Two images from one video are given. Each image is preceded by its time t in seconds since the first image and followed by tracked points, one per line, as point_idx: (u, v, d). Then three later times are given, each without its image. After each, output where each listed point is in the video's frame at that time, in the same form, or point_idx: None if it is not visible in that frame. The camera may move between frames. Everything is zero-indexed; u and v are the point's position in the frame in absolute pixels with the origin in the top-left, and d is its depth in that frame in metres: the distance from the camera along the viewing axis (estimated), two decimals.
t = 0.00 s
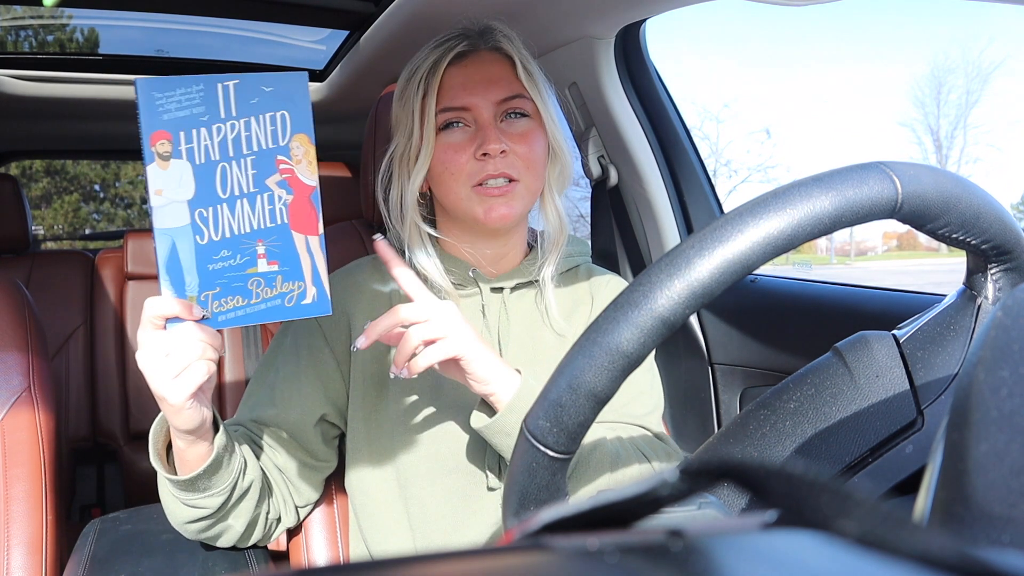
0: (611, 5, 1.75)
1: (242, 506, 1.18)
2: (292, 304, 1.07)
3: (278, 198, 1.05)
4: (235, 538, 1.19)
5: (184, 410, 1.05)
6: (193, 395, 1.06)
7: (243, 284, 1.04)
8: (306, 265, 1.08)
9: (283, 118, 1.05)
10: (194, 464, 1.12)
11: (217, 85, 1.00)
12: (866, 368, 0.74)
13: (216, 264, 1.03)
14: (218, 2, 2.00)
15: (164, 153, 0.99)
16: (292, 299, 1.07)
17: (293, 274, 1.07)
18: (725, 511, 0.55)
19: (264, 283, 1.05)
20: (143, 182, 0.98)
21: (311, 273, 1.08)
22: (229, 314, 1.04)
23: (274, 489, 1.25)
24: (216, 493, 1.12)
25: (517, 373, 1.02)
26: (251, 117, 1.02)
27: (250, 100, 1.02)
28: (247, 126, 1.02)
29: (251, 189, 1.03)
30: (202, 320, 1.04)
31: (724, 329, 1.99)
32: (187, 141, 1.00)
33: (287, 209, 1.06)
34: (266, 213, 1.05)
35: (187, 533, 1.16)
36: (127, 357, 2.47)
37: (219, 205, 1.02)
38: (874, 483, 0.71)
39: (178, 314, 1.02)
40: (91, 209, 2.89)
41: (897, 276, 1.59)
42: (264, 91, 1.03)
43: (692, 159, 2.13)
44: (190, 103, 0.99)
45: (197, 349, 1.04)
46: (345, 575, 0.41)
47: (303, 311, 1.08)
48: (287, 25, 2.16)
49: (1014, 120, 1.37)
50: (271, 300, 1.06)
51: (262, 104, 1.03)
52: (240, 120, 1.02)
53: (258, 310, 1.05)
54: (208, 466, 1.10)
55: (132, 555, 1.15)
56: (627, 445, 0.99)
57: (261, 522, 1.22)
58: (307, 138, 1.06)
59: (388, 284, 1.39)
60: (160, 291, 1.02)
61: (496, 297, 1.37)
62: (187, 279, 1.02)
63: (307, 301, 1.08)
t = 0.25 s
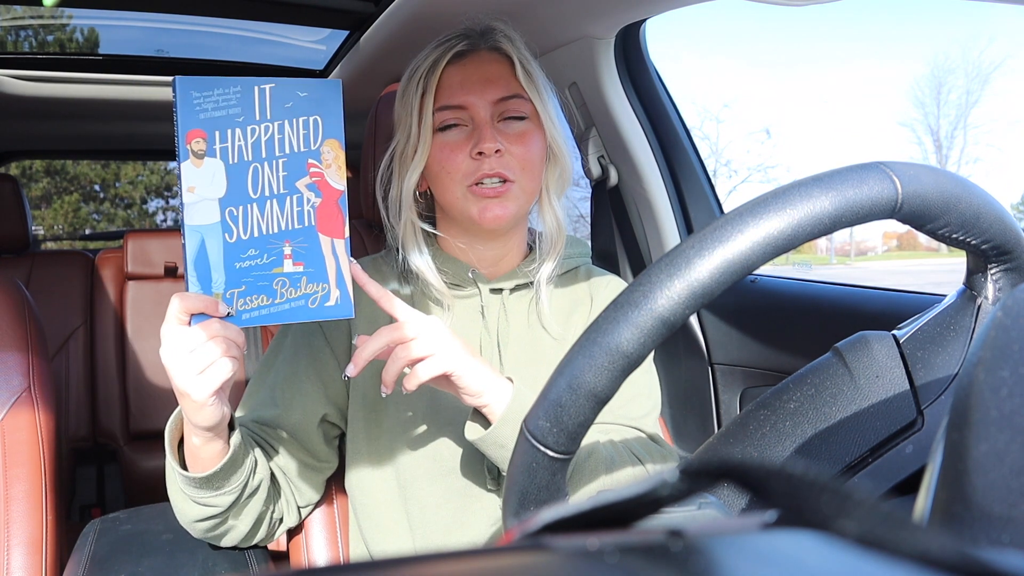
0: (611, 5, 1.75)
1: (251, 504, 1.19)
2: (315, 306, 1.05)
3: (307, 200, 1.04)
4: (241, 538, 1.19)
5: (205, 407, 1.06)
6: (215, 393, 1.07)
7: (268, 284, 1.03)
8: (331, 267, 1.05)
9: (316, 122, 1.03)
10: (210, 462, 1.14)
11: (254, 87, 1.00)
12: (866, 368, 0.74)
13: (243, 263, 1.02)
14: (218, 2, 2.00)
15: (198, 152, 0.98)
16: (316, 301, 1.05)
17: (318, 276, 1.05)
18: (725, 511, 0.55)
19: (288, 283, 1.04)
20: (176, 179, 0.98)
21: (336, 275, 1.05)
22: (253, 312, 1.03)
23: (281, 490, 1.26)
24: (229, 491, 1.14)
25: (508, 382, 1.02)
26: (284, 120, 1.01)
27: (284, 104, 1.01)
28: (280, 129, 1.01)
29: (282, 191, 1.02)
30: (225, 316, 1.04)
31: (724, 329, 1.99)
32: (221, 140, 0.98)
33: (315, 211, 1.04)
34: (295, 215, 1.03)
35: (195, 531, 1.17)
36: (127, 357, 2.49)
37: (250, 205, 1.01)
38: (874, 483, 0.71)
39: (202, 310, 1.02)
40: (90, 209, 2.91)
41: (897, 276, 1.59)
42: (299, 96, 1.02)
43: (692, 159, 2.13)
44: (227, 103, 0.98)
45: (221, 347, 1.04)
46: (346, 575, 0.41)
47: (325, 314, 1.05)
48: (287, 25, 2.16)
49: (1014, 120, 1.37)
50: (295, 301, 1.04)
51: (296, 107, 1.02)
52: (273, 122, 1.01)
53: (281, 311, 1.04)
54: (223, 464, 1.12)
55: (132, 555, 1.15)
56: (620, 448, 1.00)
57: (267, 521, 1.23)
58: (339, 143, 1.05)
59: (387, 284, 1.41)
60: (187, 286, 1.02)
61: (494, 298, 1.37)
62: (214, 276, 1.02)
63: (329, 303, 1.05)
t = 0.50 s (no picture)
0: (611, 5, 1.75)
1: (250, 504, 1.19)
2: (309, 306, 1.07)
3: (300, 201, 1.04)
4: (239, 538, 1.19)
5: (199, 408, 1.05)
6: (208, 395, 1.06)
7: (261, 284, 1.04)
8: (325, 268, 1.07)
9: (309, 122, 1.04)
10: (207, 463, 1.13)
11: (246, 87, 1.00)
12: (866, 368, 0.74)
13: (237, 263, 1.02)
14: (218, 2, 2.00)
15: (191, 152, 0.98)
16: (309, 301, 1.07)
17: (312, 276, 1.06)
18: (725, 511, 0.55)
19: (282, 284, 1.05)
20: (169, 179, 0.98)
21: (330, 276, 1.07)
22: (246, 313, 1.03)
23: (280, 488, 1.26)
24: (226, 491, 1.14)
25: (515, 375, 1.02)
26: (278, 119, 1.02)
27: (278, 103, 1.02)
28: (274, 129, 1.02)
29: (275, 191, 1.03)
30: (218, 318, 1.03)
31: (724, 329, 1.99)
32: (214, 140, 0.99)
33: (309, 212, 1.04)
34: (288, 215, 1.04)
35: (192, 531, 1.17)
36: (127, 357, 2.49)
37: (243, 205, 1.02)
38: (874, 483, 0.71)
39: (195, 311, 1.01)
40: (91, 209, 2.90)
41: (897, 275, 1.59)
42: (293, 95, 1.02)
43: (692, 159, 2.14)
44: (220, 103, 0.99)
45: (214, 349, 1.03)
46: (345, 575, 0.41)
47: (319, 314, 1.07)
48: (286, 25, 2.16)
49: (1014, 120, 1.37)
50: (288, 301, 1.05)
51: (290, 107, 1.03)
52: (267, 122, 1.01)
53: (275, 311, 1.05)
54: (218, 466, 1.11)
55: (132, 555, 1.15)
56: (623, 446, 1.00)
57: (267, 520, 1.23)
58: (333, 143, 1.06)
59: (387, 284, 1.40)
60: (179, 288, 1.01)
61: (494, 297, 1.37)
62: (206, 277, 1.01)
63: (323, 304, 1.07)
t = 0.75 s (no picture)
0: (611, 5, 1.75)
1: (240, 508, 1.17)
2: (295, 312, 1.05)
3: (287, 204, 1.05)
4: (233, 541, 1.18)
5: (180, 416, 1.04)
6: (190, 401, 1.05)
7: (246, 288, 1.03)
8: (311, 273, 1.06)
9: (296, 127, 1.05)
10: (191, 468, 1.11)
11: (234, 93, 1.02)
12: (866, 369, 0.74)
13: (221, 266, 1.03)
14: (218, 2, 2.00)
15: (179, 156, 1.01)
16: (295, 308, 1.06)
17: (298, 281, 1.06)
18: (725, 511, 0.55)
19: (266, 288, 1.04)
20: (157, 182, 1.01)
21: (316, 281, 1.07)
22: (229, 318, 1.02)
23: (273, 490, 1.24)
24: (214, 496, 1.12)
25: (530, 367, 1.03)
26: (264, 125, 1.04)
27: (264, 109, 1.04)
28: (260, 134, 1.04)
29: (261, 195, 1.04)
30: (201, 321, 1.03)
31: (725, 328, 1.99)
32: (201, 145, 1.02)
33: (295, 215, 1.05)
34: (274, 219, 1.04)
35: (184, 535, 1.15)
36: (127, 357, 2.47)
37: (229, 208, 1.03)
38: (874, 483, 0.71)
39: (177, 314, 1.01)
40: (90, 209, 2.90)
41: (898, 275, 1.59)
42: (280, 101, 1.04)
43: (692, 159, 2.14)
44: (208, 109, 1.01)
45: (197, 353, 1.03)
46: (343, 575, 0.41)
47: (304, 320, 1.06)
48: (287, 25, 2.16)
49: (1014, 120, 1.37)
50: (273, 306, 1.04)
51: (276, 111, 1.04)
52: (253, 127, 1.03)
53: (261, 316, 1.03)
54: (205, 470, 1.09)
55: (131, 555, 1.15)
56: (628, 445, 1.00)
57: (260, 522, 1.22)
58: (320, 148, 1.06)
59: (386, 284, 1.40)
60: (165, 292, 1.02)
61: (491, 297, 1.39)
62: (190, 280, 1.02)
63: (309, 310, 1.06)
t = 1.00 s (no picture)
0: (611, 5, 1.75)
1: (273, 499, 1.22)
2: (347, 294, 1.09)
3: (330, 190, 1.08)
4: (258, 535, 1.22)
5: (255, 405, 1.11)
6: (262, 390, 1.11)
7: (299, 276, 1.07)
8: (359, 255, 1.09)
9: (332, 113, 1.08)
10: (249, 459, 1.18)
11: (267, 84, 1.03)
12: (866, 368, 0.74)
13: (275, 257, 1.05)
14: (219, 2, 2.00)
15: (220, 152, 1.02)
16: (347, 290, 1.09)
17: (347, 263, 1.09)
18: (725, 511, 0.55)
19: (320, 275, 1.07)
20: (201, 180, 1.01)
21: (363, 261, 1.10)
22: (288, 306, 1.06)
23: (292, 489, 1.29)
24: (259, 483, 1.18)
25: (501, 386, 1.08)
26: (302, 113, 1.06)
27: (299, 98, 1.05)
28: (298, 123, 1.06)
29: (304, 184, 1.06)
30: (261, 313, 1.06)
31: (725, 328, 1.99)
32: (240, 139, 1.03)
33: (339, 201, 1.09)
34: (320, 206, 1.08)
35: (214, 529, 1.18)
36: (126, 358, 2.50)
37: (275, 200, 1.05)
38: (874, 483, 0.72)
39: (240, 309, 1.04)
40: (91, 209, 2.86)
41: (898, 275, 1.59)
42: (314, 88, 1.06)
43: (692, 159, 2.13)
44: (243, 101, 1.02)
45: (265, 345, 1.07)
46: (344, 574, 0.41)
47: (354, 300, 1.09)
48: (286, 25, 2.16)
49: (1014, 120, 1.37)
50: (327, 290, 1.08)
51: (311, 100, 1.06)
52: (291, 116, 1.05)
53: (316, 302, 1.07)
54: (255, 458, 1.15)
55: (131, 555, 1.15)
56: (616, 447, 1.00)
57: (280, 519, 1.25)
58: (356, 132, 1.10)
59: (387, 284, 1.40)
60: (221, 290, 1.05)
61: (491, 296, 1.37)
62: (247, 274, 1.05)
63: (360, 289, 1.09)
